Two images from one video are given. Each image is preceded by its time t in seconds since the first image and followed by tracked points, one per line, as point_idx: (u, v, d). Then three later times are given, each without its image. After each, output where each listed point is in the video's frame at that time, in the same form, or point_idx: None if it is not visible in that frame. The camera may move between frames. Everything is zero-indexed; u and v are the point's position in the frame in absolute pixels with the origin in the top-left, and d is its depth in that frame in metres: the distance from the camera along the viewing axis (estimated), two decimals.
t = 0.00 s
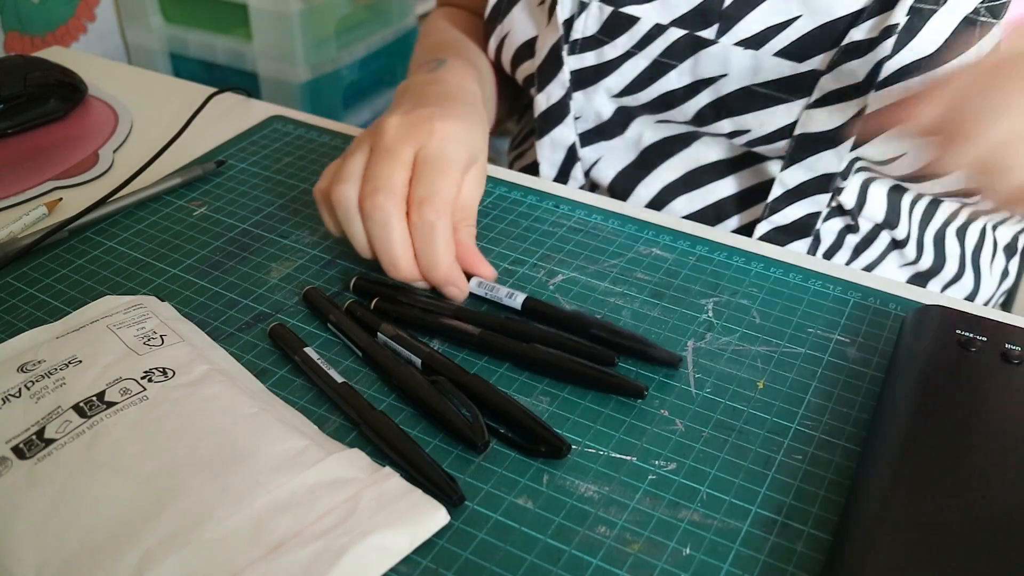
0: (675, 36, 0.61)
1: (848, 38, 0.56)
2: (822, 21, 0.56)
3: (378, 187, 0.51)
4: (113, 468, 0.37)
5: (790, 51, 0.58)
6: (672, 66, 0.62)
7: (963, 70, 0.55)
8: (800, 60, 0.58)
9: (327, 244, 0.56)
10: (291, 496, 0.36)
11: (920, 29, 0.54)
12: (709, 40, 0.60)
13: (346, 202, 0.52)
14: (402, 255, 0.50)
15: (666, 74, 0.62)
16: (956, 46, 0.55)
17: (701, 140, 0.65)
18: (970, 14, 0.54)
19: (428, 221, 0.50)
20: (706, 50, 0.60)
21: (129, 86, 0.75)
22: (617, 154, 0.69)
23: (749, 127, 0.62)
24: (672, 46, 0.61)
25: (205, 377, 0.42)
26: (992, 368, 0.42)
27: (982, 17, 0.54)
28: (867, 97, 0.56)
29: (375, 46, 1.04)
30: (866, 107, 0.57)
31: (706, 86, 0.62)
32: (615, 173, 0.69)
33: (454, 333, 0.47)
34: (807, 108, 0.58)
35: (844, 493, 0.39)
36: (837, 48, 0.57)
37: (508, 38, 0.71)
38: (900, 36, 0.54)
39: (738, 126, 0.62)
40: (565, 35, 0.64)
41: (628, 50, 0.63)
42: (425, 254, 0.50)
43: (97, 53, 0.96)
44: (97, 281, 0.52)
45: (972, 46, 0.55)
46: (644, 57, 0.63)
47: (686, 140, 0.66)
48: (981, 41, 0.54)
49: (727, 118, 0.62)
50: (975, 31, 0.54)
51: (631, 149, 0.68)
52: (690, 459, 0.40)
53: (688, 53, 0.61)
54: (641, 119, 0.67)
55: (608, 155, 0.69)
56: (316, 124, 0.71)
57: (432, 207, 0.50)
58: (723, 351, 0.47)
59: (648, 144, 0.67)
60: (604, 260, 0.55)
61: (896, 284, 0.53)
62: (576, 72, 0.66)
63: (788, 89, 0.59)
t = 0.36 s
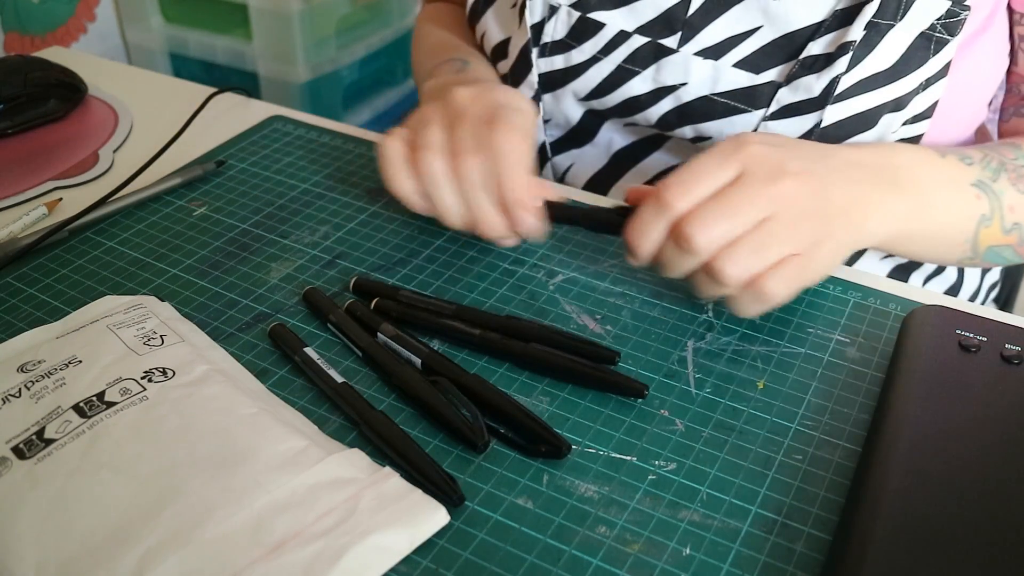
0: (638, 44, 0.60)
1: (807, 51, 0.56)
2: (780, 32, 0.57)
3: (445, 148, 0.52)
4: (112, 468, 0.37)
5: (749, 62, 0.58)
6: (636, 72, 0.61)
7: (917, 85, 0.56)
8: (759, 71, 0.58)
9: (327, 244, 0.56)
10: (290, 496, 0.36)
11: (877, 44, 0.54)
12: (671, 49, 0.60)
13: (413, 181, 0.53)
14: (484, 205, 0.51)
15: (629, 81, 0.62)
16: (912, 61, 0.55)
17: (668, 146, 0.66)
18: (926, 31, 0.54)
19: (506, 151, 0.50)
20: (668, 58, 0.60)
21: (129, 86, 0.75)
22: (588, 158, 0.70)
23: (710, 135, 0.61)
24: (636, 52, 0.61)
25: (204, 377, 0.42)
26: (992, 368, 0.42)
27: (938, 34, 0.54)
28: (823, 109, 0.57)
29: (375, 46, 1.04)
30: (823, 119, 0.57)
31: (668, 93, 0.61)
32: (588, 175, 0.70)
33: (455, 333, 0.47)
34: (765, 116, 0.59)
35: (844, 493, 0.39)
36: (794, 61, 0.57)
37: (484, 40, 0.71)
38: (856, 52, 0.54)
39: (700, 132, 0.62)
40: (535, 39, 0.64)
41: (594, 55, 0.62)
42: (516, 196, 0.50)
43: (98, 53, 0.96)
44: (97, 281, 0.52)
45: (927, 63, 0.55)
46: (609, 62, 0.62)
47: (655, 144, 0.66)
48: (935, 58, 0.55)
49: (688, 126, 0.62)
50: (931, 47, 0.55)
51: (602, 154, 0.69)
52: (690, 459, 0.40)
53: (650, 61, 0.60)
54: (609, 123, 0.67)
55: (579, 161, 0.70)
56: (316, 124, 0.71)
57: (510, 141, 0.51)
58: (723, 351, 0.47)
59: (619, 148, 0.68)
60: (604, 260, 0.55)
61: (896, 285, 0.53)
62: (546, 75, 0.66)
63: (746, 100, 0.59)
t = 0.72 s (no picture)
0: (638, 47, 0.60)
1: (806, 54, 0.56)
2: (781, 36, 0.57)
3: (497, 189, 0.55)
4: (113, 468, 0.37)
5: (750, 65, 0.58)
6: (636, 76, 0.61)
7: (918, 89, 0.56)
8: (760, 74, 0.58)
9: (327, 244, 0.56)
10: (290, 496, 0.36)
11: (878, 48, 0.54)
12: (672, 52, 0.60)
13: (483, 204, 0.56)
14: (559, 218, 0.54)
15: (630, 84, 0.62)
16: (913, 64, 0.55)
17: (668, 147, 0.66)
18: (928, 33, 0.55)
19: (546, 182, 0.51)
20: (669, 62, 0.60)
21: (129, 87, 0.75)
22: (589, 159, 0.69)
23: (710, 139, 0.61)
24: (636, 55, 0.61)
25: (205, 377, 0.42)
26: (992, 367, 0.42)
27: (938, 37, 0.55)
28: (822, 113, 0.56)
29: (375, 46, 1.04)
30: (821, 123, 0.57)
31: (669, 96, 0.61)
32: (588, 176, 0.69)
33: (454, 332, 0.47)
34: (765, 120, 0.59)
35: (844, 493, 0.39)
36: (794, 64, 0.57)
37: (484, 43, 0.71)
38: (856, 56, 0.54)
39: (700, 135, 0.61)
40: (535, 41, 0.64)
41: (594, 58, 0.62)
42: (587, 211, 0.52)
43: (97, 53, 0.96)
44: (97, 281, 0.52)
45: (928, 65, 0.55)
46: (609, 66, 0.62)
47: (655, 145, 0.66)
48: (935, 60, 0.55)
49: (688, 129, 0.61)
50: (931, 50, 0.55)
51: (603, 155, 0.68)
52: (690, 459, 0.40)
53: (651, 64, 0.61)
54: (610, 124, 0.67)
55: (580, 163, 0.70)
56: (315, 124, 0.71)
57: (552, 161, 0.52)
58: (723, 351, 0.47)
59: (620, 150, 0.67)
60: (604, 260, 0.55)
61: (895, 286, 0.53)
62: (546, 77, 0.66)
63: (747, 103, 0.59)
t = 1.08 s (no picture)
0: (638, 48, 0.61)
1: (806, 52, 0.56)
2: (782, 35, 0.57)
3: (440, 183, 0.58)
4: (113, 468, 0.37)
5: (750, 65, 0.58)
6: (636, 76, 0.61)
7: (921, 88, 0.56)
8: (760, 74, 0.58)
9: (327, 244, 0.56)
10: (291, 496, 0.36)
11: (879, 46, 0.54)
12: (671, 52, 0.60)
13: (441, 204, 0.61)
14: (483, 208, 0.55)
15: (629, 85, 0.62)
16: (915, 63, 0.55)
17: (668, 148, 0.66)
18: (930, 31, 0.54)
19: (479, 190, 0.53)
20: (669, 62, 0.60)
21: (129, 87, 0.75)
22: (589, 162, 0.70)
23: (710, 139, 0.61)
24: (636, 56, 0.61)
25: (205, 377, 0.42)
26: (992, 367, 0.42)
27: (942, 34, 0.54)
28: (822, 112, 0.56)
29: (375, 46, 1.04)
30: (821, 121, 0.57)
31: (669, 97, 0.60)
32: (590, 179, 0.70)
33: (454, 333, 0.47)
34: (765, 120, 0.58)
35: (844, 493, 0.39)
36: (794, 63, 0.57)
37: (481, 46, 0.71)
38: (855, 55, 0.54)
39: (700, 136, 0.61)
40: (534, 44, 0.65)
41: (593, 60, 0.62)
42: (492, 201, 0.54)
43: (98, 53, 0.96)
44: (98, 281, 0.52)
45: (932, 63, 0.55)
46: (608, 67, 0.62)
47: (656, 146, 0.67)
48: (940, 58, 0.55)
49: (688, 129, 0.61)
50: (935, 48, 0.55)
51: (603, 158, 0.69)
52: (690, 459, 0.40)
53: (651, 64, 0.61)
54: (609, 126, 0.67)
55: (581, 165, 0.70)
56: (316, 124, 0.71)
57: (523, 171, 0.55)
58: (723, 351, 0.47)
59: (620, 151, 0.68)
60: (604, 260, 0.55)
61: (895, 286, 0.53)
62: (546, 79, 0.66)
63: (747, 103, 0.58)
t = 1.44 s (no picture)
0: (636, 50, 0.61)
1: (805, 54, 0.56)
2: (781, 36, 0.57)
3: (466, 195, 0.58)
4: (113, 468, 0.37)
5: (749, 66, 0.58)
6: (635, 78, 0.61)
7: (920, 88, 0.56)
8: (759, 75, 0.58)
9: (327, 244, 0.56)
10: (291, 496, 0.36)
11: (878, 47, 0.54)
12: (670, 54, 0.60)
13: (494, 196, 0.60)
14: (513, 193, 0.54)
15: (627, 87, 0.62)
16: (914, 63, 0.55)
17: (667, 149, 0.67)
18: (929, 31, 0.54)
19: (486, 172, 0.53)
20: (667, 64, 0.60)
21: (129, 87, 0.75)
22: (588, 162, 0.70)
23: (709, 140, 0.61)
24: (634, 58, 0.61)
25: (205, 377, 0.42)
26: (992, 367, 0.42)
27: (940, 34, 0.54)
28: (822, 113, 0.56)
29: (375, 46, 1.04)
30: (821, 123, 0.57)
31: (667, 99, 0.61)
32: (589, 180, 0.70)
33: (454, 332, 0.47)
34: (765, 121, 0.58)
35: (844, 493, 0.39)
36: (794, 64, 0.57)
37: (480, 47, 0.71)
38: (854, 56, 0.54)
39: (700, 138, 0.62)
40: (530, 46, 0.65)
41: (592, 61, 0.62)
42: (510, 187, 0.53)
43: (98, 53, 0.96)
44: (98, 281, 0.52)
45: (931, 63, 0.55)
46: (607, 68, 0.62)
47: (655, 147, 0.67)
48: (939, 58, 0.55)
49: (688, 131, 0.61)
50: (933, 48, 0.55)
51: (602, 158, 0.69)
52: (690, 459, 0.40)
53: (649, 66, 0.61)
54: (608, 128, 0.68)
55: (580, 165, 0.70)
56: (316, 124, 0.71)
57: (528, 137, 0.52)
58: (723, 351, 0.47)
59: (619, 153, 0.68)
60: (604, 260, 0.55)
61: (893, 286, 0.53)
62: (544, 80, 0.66)
63: (746, 105, 0.58)
